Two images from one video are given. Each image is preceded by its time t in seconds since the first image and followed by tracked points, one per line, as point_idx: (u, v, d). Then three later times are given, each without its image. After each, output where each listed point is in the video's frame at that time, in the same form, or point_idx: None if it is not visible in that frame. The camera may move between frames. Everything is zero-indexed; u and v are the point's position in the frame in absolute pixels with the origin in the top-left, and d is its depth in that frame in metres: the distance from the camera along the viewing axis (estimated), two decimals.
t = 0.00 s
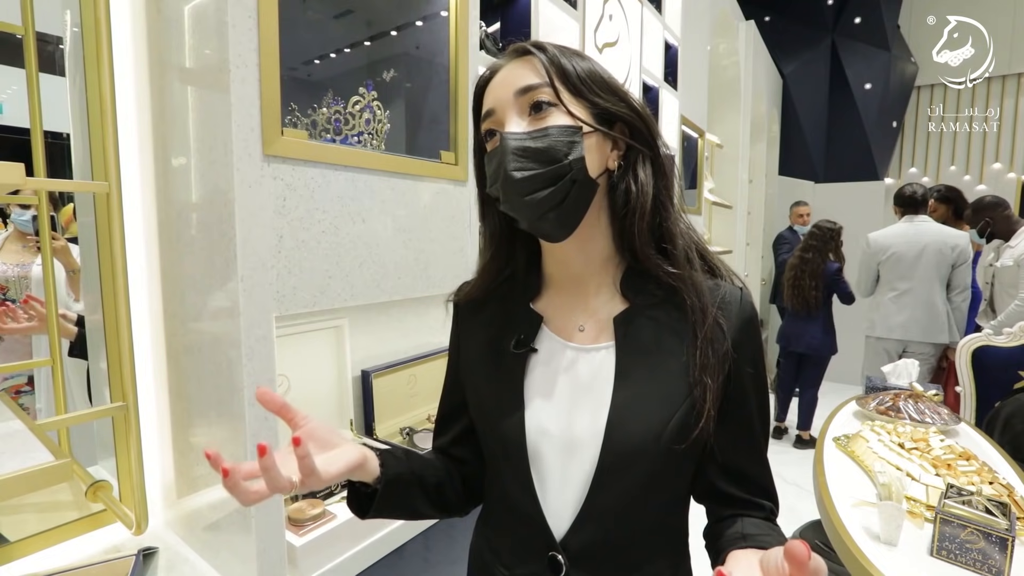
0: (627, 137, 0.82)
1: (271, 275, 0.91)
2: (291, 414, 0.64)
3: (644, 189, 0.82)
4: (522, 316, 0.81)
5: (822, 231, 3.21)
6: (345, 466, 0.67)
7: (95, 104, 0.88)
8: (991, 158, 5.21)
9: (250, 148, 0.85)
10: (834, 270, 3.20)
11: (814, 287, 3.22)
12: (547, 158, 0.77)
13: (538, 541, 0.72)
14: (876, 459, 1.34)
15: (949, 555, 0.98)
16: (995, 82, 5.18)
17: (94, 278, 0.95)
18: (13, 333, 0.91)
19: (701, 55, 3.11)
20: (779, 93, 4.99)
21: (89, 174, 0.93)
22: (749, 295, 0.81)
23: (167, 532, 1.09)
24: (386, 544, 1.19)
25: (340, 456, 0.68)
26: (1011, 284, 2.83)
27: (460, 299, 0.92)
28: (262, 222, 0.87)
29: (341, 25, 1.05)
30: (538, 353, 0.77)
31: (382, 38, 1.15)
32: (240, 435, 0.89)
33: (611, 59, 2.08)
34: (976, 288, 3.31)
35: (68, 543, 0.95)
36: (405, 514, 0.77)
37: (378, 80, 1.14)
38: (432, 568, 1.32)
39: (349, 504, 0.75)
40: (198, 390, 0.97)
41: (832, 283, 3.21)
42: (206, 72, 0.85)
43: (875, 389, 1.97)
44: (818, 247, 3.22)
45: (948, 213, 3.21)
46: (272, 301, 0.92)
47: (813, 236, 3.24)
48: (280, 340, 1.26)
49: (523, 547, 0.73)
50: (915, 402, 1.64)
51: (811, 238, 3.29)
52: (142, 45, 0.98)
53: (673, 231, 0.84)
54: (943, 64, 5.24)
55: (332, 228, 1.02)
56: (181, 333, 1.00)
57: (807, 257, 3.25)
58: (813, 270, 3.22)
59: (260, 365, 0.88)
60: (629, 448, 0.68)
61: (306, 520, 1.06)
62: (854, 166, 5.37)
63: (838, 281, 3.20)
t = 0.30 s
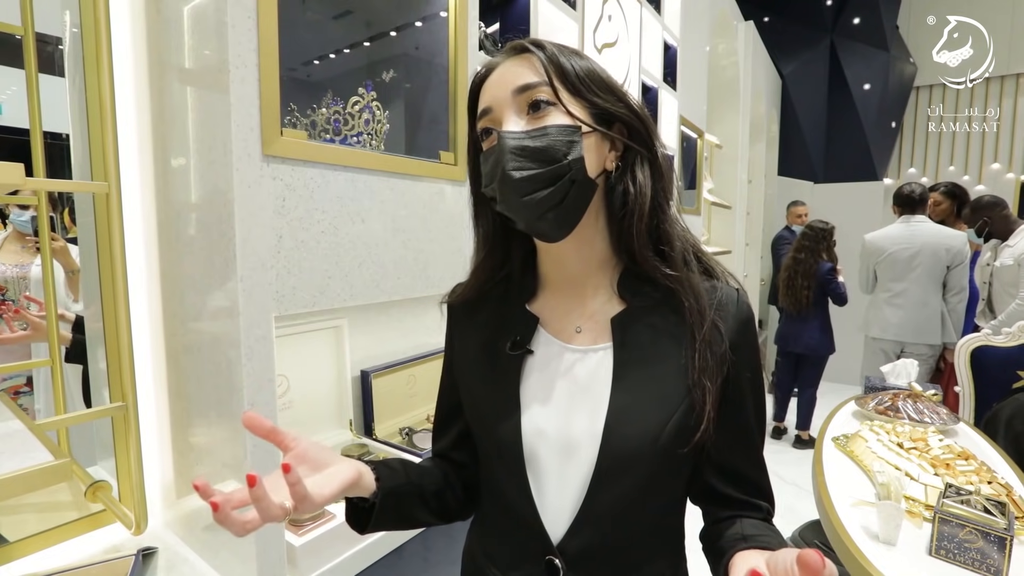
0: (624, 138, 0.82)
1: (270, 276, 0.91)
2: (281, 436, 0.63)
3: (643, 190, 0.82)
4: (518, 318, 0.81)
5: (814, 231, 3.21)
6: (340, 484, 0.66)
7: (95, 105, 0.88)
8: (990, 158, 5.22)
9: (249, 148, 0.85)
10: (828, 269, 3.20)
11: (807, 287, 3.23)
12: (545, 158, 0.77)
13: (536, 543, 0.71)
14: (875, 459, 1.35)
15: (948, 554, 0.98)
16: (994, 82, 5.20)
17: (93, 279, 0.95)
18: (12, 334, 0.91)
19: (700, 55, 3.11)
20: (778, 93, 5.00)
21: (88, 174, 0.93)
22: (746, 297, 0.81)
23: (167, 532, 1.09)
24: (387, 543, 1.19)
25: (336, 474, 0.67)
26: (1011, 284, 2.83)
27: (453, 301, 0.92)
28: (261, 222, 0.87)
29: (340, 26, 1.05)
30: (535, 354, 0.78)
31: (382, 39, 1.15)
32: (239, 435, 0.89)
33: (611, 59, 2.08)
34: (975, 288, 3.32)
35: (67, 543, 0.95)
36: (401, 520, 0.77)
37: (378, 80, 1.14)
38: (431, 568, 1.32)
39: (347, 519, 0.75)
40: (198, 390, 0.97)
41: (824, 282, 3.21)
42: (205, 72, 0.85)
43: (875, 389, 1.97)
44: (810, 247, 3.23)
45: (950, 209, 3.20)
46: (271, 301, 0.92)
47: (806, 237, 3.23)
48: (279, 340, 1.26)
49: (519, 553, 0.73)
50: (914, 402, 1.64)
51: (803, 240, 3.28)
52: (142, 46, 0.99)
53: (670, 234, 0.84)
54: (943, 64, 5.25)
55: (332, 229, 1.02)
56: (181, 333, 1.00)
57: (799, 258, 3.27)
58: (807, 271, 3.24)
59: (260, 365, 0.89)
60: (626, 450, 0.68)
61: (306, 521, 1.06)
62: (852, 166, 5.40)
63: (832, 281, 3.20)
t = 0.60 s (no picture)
0: (628, 139, 0.83)
1: (270, 275, 0.91)
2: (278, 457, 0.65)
3: (642, 191, 0.83)
4: (514, 317, 0.81)
5: (810, 231, 3.22)
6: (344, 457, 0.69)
7: (95, 105, 0.88)
8: (989, 158, 5.23)
9: (249, 148, 0.85)
10: (824, 269, 3.20)
11: (803, 287, 3.24)
12: (557, 144, 0.77)
13: (535, 543, 0.72)
14: (873, 458, 1.35)
15: (946, 553, 0.98)
16: (993, 83, 5.21)
17: (92, 278, 0.96)
18: (11, 333, 0.91)
19: (699, 55, 3.11)
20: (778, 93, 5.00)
21: (87, 174, 0.93)
22: (739, 292, 0.82)
23: (166, 531, 1.09)
24: (386, 542, 1.19)
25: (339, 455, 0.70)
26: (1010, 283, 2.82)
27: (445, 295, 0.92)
28: (260, 222, 0.87)
29: (340, 26, 1.05)
30: (533, 354, 0.78)
31: (381, 38, 1.14)
32: (239, 434, 0.89)
33: (610, 59, 2.08)
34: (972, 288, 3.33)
35: (66, 542, 0.95)
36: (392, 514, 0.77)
37: (377, 79, 1.14)
38: (431, 567, 1.33)
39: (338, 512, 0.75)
40: (197, 389, 0.97)
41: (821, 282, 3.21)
42: (204, 71, 0.85)
43: (873, 388, 1.97)
44: (807, 247, 3.22)
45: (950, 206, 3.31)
46: (271, 301, 0.92)
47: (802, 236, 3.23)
48: (279, 340, 1.26)
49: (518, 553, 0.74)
50: (913, 401, 1.65)
51: (799, 240, 3.27)
52: (141, 46, 0.98)
53: (664, 236, 0.84)
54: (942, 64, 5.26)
55: (331, 228, 1.02)
56: (180, 333, 1.00)
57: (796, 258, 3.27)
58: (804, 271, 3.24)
59: (259, 364, 0.89)
60: (623, 450, 0.69)
61: (305, 519, 1.07)
62: (852, 165, 5.41)
63: (829, 281, 3.19)
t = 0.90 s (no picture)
0: (629, 146, 0.86)
1: (270, 276, 0.91)
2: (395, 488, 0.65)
3: (642, 196, 0.86)
4: (515, 315, 0.81)
5: (807, 232, 3.25)
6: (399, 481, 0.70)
7: (96, 106, 0.89)
8: (988, 158, 5.24)
9: (250, 148, 0.84)
10: (824, 268, 3.21)
11: (802, 288, 3.25)
12: (577, 149, 0.78)
13: (536, 540, 0.72)
14: (872, 458, 1.35)
15: (943, 552, 0.98)
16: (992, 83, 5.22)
17: (92, 278, 0.96)
18: (13, 333, 0.92)
19: (699, 55, 3.11)
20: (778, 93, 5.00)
21: (88, 174, 0.93)
22: (728, 287, 0.83)
23: (167, 531, 1.09)
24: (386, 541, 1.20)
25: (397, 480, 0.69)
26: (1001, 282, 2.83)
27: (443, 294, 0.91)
28: (261, 222, 0.87)
29: (340, 26, 1.05)
30: (534, 351, 0.78)
31: (381, 39, 1.14)
32: (239, 435, 0.89)
33: (610, 60, 2.09)
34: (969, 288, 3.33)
35: (67, 542, 0.96)
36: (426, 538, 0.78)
37: (377, 80, 1.13)
38: (431, 568, 1.33)
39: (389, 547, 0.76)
40: (198, 389, 0.97)
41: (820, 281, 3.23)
42: (204, 72, 0.86)
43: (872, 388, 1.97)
44: (804, 250, 3.23)
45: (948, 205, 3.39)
46: (271, 301, 0.92)
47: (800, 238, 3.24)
48: (279, 340, 1.27)
49: (518, 551, 0.74)
50: (911, 401, 1.65)
51: (797, 243, 3.28)
52: (142, 46, 0.99)
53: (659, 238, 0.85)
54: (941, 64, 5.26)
55: (331, 229, 1.02)
56: (181, 333, 1.00)
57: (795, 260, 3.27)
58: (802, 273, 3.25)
59: (260, 364, 0.89)
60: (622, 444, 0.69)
61: (306, 519, 1.07)
62: (851, 166, 5.39)
63: (829, 280, 3.20)
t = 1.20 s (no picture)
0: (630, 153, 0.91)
1: (272, 276, 0.91)
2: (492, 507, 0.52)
3: (640, 199, 0.90)
4: (514, 315, 0.78)
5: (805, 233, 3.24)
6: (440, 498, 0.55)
7: (97, 106, 0.89)
8: (987, 158, 5.25)
9: (251, 149, 0.86)
10: (821, 267, 3.22)
11: (801, 288, 3.25)
12: (601, 137, 0.78)
13: (548, 545, 0.70)
14: (872, 457, 1.36)
15: (943, 551, 0.99)
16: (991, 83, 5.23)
17: (93, 279, 0.96)
18: (13, 333, 0.92)
19: (698, 55, 3.12)
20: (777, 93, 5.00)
21: (89, 174, 0.93)
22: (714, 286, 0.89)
23: (168, 530, 1.10)
24: (386, 541, 1.20)
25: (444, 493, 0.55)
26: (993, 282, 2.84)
27: (432, 295, 0.85)
28: (262, 223, 0.88)
29: (340, 26, 1.05)
30: (534, 354, 0.76)
31: (381, 39, 1.14)
32: (241, 435, 0.89)
33: (610, 61, 2.09)
34: (967, 288, 3.34)
35: (69, 541, 0.96)
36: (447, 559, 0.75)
37: (377, 80, 1.14)
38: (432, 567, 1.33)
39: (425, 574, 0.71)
40: (200, 390, 0.98)
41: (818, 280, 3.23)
42: (205, 72, 0.86)
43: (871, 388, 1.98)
44: (802, 250, 3.22)
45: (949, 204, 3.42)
46: (273, 302, 0.93)
47: (797, 239, 3.23)
48: (280, 340, 1.27)
49: (520, 554, 0.72)
50: (910, 401, 1.66)
51: (794, 246, 3.26)
52: (142, 47, 0.99)
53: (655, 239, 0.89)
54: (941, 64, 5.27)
55: (331, 229, 1.02)
56: (182, 333, 1.00)
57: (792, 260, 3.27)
58: (800, 274, 3.25)
59: (262, 364, 0.89)
60: (630, 440, 0.71)
61: (307, 519, 1.07)
62: (852, 166, 5.41)
63: (825, 279, 3.22)
